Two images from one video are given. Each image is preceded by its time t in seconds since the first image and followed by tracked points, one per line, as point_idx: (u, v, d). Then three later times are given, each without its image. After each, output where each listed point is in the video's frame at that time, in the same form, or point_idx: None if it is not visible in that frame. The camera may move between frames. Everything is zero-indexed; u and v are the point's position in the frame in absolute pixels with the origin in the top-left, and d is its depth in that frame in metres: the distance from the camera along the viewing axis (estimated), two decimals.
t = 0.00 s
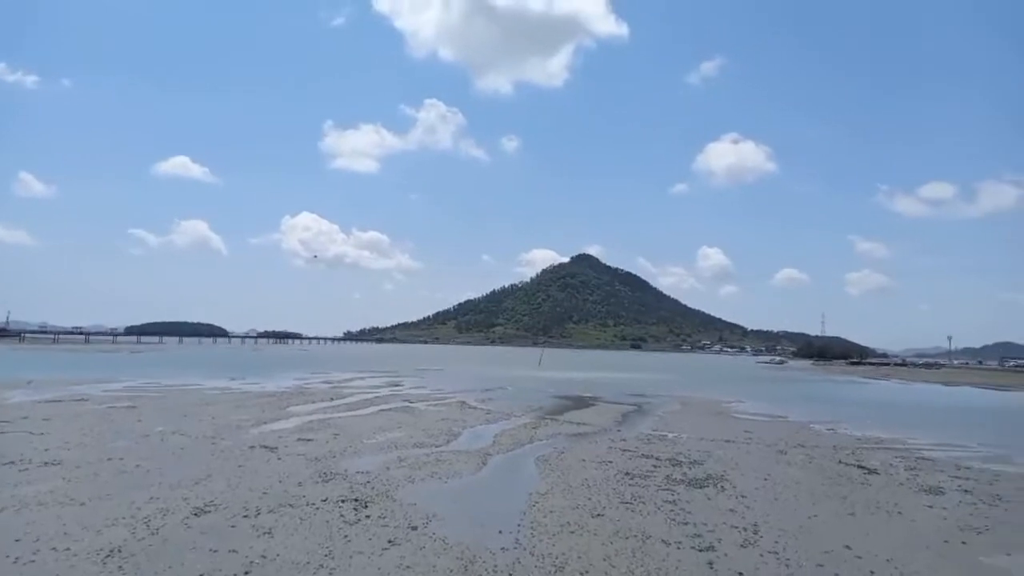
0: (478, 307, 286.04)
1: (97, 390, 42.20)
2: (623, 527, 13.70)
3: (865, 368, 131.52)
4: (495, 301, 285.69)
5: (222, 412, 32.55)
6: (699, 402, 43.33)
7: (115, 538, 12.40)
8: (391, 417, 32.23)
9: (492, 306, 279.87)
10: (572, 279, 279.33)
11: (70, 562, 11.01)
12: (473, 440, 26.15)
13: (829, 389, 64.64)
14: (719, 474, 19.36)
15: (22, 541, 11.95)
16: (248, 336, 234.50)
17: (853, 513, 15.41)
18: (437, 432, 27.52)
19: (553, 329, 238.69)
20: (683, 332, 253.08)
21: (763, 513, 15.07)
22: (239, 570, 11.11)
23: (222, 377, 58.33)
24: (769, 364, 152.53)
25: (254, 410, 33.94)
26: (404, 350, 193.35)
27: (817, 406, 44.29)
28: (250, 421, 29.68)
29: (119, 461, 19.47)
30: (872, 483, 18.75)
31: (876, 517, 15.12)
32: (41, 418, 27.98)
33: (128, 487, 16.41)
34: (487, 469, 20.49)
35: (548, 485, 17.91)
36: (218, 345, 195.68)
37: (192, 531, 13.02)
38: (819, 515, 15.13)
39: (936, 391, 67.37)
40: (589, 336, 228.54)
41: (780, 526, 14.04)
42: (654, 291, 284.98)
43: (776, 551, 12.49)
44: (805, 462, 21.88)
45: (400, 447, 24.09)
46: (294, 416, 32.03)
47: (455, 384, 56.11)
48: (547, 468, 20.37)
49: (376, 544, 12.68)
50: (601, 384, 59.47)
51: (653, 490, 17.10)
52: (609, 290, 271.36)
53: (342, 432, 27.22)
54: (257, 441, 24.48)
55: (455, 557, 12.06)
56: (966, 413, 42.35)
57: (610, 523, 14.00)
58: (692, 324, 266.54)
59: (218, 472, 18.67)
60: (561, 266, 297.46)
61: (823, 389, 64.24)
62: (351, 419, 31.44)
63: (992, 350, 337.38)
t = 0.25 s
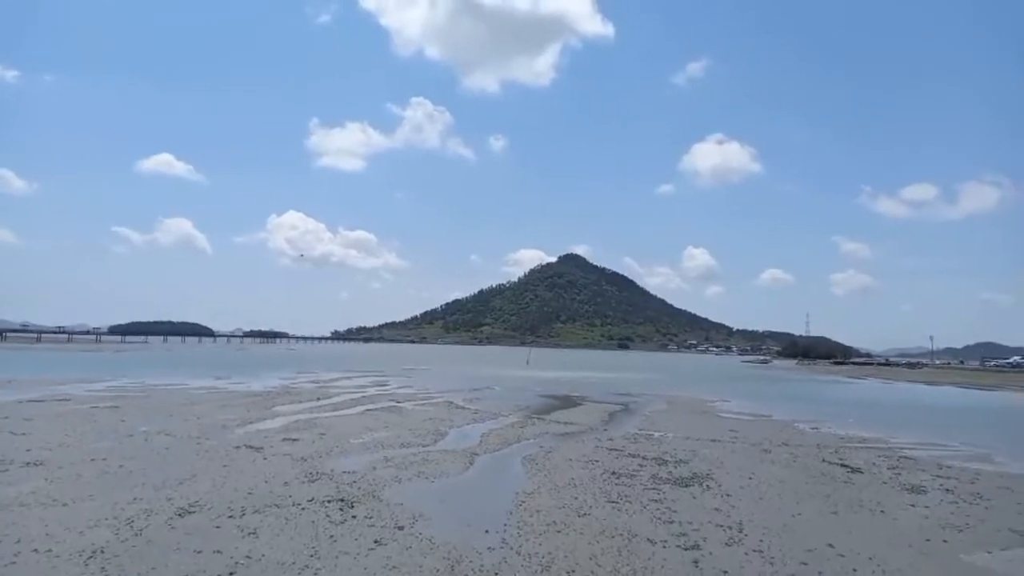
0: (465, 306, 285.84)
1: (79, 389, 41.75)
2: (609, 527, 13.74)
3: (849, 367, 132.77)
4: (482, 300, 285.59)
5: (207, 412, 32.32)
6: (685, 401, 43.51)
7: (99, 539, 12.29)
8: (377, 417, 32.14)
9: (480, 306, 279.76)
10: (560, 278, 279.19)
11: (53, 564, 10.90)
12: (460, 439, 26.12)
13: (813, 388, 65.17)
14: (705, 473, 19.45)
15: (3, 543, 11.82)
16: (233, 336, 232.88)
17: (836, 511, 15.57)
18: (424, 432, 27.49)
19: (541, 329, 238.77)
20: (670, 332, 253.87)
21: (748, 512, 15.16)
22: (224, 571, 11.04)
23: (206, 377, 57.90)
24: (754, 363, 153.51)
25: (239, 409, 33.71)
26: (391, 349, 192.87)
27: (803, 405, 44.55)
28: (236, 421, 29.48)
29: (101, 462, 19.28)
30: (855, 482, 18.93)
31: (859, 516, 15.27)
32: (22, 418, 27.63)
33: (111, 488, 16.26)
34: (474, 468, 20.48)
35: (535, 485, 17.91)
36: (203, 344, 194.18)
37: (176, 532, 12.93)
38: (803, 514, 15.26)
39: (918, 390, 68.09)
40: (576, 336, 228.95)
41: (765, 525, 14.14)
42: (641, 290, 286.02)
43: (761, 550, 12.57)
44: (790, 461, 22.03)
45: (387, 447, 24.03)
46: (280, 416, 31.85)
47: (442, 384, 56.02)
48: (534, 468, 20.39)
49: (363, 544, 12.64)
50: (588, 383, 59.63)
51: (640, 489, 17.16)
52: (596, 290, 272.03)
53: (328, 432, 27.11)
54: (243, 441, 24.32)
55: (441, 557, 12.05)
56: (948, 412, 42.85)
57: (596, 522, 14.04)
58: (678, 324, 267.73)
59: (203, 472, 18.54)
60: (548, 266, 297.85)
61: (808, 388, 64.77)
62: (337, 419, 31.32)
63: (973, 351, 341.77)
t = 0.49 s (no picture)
0: (458, 301, 285.72)
1: (69, 383, 41.48)
2: (600, 521, 13.77)
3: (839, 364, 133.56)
4: (475, 295, 285.56)
5: (198, 406, 32.19)
6: (676, 397, 43.62)
7: (88, 533, 12.25)
8: (369, 412, 32.09)
9: (472, 301, 279.70)
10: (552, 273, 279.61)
11: (42, 558, 10.85)
12: (452, 434, 26.11)
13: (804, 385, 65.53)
14: (696, 468, 19.53)
15: None
16: (224, 329, 231.95)
17: (826, 506, 15.65)
18: (416, 427, 27.47)
19: (533, 324, 238.81)
20: (662, 328, 254.33)
21: (739, 507, 15.23)
22: (214, 565, 11.02)
23: (198, 371, 57.67)
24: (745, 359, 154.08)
25: (230, 403, 33.58)
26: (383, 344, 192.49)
27: (793, 401, 44.69)
28: (227, 415, 29.37)
29: (91, 455, 19.19)
30: (845, 478, 19.04)
31: (849, 511, 15.37)
32: (10, 411, 27.45)
33: (101, 481, 16.19)
34: (466, 463, 20.49)
35: (526, 480, 17.94)
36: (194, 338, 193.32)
37: (166, 526, 12.89)
38: (793, 509, 15.35)
39: (908, 387, 68.52)
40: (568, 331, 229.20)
41: (755, 520, 14.21)
42: (633, 286, 286.61)
43: (751, 545, 12.63)
44: (781, 456, 22.13)
45: (379, 441, 24.00)
46: (271, 410, 31.77)
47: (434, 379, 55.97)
48: (526, 462, 20.41)
49: (354, 538, 12.63)
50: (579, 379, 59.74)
51: (631, 484, 17.20)
52: (588, 285, 272.40)
53: (319, 427, 27.05)
54: (234, 435, 24.24)
55: (433, 551, 12.06)
56: (937, 409, 43.16)
57: (588, 517, 14.08)
58: (670, 320, 268.45)
59: (193, 466, 18.47)
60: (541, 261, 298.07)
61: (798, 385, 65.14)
62: (329, 413, 31.25)
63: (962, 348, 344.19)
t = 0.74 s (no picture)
0: (449, 303, 285.52)
1: (56, 386, 41.12)
2: (592, 523, 13.79)
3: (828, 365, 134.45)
4: (466, 297, 285.50)
5: (188, 409, 32.01)
6: (667, 399, 43.73)
7: (76, 537, 12.17)
8: (360, 414, 32.00)
9: (463, 302, 279.63)
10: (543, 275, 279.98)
11: (30, 562, 10.77)
12: (443, 437, 26.07)
13: (794, 386, 65.88)
14: (687, 470, 19.57)
15: None
16: (213, 332, 230.68)
17: (816, 507, 15.73)
18: (408, 429, 27.41)
19: (524, 326, 238.96)
20: (653, 330, 255.11)
21: (730, 509, 15.28)
22: (204, 569, 10.97)
23: (187, 374, 57.31)
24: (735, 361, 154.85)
25: (220, 406, 33.40)
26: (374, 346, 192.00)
27: (784, 403, 44.88)
28: (217, 418, 29.21)
29: (80, 459, 19.04)
30: (835, 479, 19.13)
31: (839, 512, 15.44)
32: None
33: (89, 485, 16.07)
34: (458, 466, 20.45)
35: (518, 482, 17.92)
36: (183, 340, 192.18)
37: (155, 530, 12.81)
38: (783, 510, 15.42)
39: (897, 388, 68.98)
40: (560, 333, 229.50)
41: (745, 522, 14.26)
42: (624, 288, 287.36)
43: (742, 546, 12.67)
44: (771, 458, 22.21)
45: (370, 444, 23.93)
46: (262, 413, 31.65)
47: (425, 381, 55.87)
48: (518, 465, 20.40)
49: (345, 541, 12.59)
50: (571, 381, 59.81)
51: (622, 486, 17.21)
52: (579, 287, 272.91)
53: (310, 429, 26.94)
54: (224, 438, 24.12)
55: (425, 554, 12.04)
56: (926, 410, 43.48)
57: (579, 519, 14.08)
58: (661, 322, 269.21)
59: (183, 469, 18.36)
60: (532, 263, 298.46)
61: (788, 386, 65.46)
62: (320, 416, 31.14)
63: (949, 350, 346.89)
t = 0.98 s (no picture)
0: (442, 302, 285.50)
1: (47, 385, 40.84)
2: (583, 523, 13.78)
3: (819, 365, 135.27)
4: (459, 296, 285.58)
5: (179, 408, 31.86)
6: (660, 398, 43.81)
7: (65, 536, 12.08)
8: (353, 414, 31.92)
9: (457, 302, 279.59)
10: (537, 275, 280.26)
11: (17, 562, 10.68)
12: (436, 436, 26.01)
13: (786, 386, 66.17)
14: (679, 470, 19.58)
15: None
16: (206, 331, 229.82)
17: (808, 507, 15.76)
18: (400, 429, 27.35)
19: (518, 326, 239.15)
20: (646, 330, 255.77)
21: (721, 509, 15.29)
22: (193, 569, 10.90)
23: (179, 373, 57.03)
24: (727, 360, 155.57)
25: (212, 406, 33.25)
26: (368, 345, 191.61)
27: (776, 403, 45.08)
28: (209, 418, 29.08)
29: (69, 459, 18.89)
30: (826, 479, 19.18)
31: (830, 512, 15.47)
32: None
33: (78, 485, 15.94)
34: (450, 465, 20.41)
35: (510, 482, 17.90)
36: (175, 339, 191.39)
37: (145, 530, 12.73)
38: (774, 510, 15.44)
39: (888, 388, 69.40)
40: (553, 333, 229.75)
41: (737, 521, 14.27)
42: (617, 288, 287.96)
43: (733, 546, 12.69)
44: (763, 458, 22.25)
45: (362, 444, 23.86)
46: (254, 412, 31.52)
47: (418, 380, 55.81)
48: (510, 465, 20.37)
49: (335, 541, 12.54)
50: (564, 380, 59.87)
51: (614, 486, 17.21)
52: (573, 287, 273.31)
53: (302, 429, 26.83)
54: (215, 437, 24.00)
55: (416, 555, 11.99)
56: (917, 410, 43.76)
57: (571, 519, 14.06)
58: (654, 322, 269.88)
59: (174, 469, 18.24)
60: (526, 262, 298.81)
61: (780, 386, 65.77)
62: (312, 416, 31.04)
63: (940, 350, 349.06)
